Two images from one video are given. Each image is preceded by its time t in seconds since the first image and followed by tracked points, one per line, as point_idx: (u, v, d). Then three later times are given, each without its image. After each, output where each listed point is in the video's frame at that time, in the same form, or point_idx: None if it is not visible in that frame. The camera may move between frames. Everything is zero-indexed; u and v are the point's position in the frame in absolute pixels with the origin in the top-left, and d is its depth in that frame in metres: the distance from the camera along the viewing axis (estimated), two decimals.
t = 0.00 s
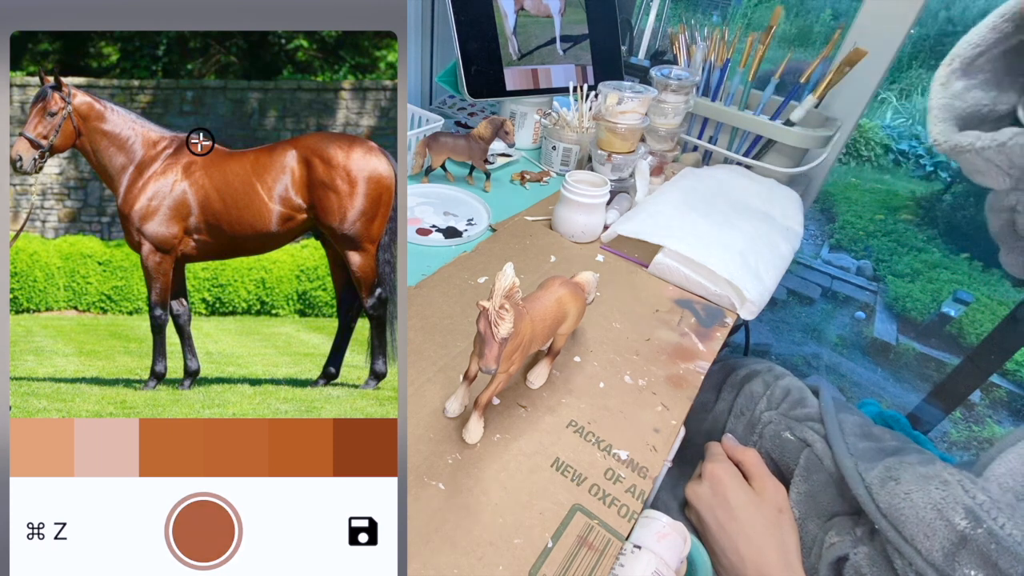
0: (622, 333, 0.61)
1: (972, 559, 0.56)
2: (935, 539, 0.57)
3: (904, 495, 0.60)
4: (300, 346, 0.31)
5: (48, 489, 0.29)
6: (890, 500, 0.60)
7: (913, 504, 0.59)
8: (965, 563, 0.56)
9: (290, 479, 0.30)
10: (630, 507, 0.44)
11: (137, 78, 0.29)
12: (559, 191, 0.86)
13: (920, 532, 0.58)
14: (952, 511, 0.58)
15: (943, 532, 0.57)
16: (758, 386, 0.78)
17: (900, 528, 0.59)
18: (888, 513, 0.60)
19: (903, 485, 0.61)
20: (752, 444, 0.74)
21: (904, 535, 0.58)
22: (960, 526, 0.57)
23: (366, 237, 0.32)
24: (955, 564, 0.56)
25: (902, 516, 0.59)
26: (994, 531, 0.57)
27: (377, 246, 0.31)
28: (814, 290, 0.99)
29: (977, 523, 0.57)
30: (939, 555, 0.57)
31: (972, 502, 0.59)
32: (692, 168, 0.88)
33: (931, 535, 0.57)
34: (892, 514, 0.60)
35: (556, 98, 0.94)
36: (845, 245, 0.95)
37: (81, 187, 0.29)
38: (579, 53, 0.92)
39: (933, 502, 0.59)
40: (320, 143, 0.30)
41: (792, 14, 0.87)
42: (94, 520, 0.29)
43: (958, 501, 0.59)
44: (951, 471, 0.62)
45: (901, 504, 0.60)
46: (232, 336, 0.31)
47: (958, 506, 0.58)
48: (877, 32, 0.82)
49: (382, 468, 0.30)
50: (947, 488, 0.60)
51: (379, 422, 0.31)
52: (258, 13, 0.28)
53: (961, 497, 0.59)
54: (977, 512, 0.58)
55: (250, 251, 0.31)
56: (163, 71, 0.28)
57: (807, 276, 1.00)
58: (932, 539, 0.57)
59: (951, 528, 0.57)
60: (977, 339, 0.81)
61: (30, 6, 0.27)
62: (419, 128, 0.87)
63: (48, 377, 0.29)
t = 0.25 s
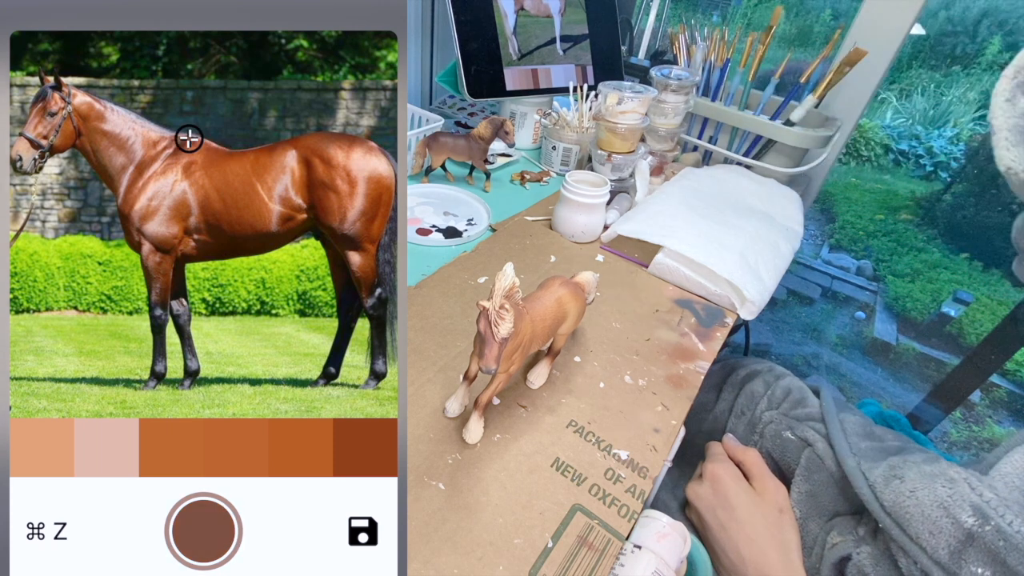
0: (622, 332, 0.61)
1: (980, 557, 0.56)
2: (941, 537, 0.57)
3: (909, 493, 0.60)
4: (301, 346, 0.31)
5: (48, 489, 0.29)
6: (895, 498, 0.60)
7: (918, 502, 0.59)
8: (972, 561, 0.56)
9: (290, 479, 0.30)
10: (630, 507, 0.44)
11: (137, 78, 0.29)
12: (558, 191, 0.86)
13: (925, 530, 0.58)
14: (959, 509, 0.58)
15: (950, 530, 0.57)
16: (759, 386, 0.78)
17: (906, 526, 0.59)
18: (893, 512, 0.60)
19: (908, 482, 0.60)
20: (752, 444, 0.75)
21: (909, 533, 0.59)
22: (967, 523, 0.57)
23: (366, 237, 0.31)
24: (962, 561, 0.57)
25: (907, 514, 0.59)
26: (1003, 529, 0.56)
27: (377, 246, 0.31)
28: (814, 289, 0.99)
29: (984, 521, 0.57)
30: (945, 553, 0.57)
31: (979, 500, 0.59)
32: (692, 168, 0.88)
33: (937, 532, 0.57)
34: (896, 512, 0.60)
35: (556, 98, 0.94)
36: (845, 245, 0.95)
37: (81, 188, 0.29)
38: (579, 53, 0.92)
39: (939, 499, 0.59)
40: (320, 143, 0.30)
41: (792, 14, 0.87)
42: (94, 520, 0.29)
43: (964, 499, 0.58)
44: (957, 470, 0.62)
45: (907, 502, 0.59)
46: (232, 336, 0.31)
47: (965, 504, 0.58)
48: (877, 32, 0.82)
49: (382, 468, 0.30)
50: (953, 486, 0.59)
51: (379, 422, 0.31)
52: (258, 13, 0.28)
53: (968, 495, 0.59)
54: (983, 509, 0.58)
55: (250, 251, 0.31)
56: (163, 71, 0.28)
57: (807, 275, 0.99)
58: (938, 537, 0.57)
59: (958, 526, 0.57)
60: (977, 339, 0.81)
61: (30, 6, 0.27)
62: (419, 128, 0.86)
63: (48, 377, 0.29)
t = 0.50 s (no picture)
0: (622, 332, 0.61)
1: (981, 555, 0.56)
2: (942, 536, 0.57)
3: (909, 492, 0.60)
4: (300, 346, 0.31)
5: (48, 489, 0.29)
6: (895, 497, 0.60)
7: (919, 500, 0.59)
8: (973, 559, 0.56)
9: (290, 480, 0.30)
10: (630, 507, 0.44)
11: (137, 78, 0.29)
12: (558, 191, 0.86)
13: (926, 529, 0.58)
14: (960, 507, 0.58)
15: (950, 528, 0.57)
16: (759, 385, 0.78)
17: (906, 525, 0.59)
18: (893, 511, 0.60)
19: (908, 482, 0.60)
20: (752, 444, 0.75)
21: (909, 532, 0.59)
22: (968, 521, 0.57)
23: (366, 237, 0.31)
24: (963, 560, 0.56)
25: (908, 513, 0.59)
26: (1003, 527, 0.56)
27: (377, 246, 0.31)
28: (814, 289, 0.99)
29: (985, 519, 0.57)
30: (946, 551, 0.57)
31: (979, 498, 0.59)
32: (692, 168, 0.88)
33: (938, 531, 0.57)
34: (897, 511, 0.60)
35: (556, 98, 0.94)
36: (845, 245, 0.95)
37: (81, 188, 0.29)
38: (579, 53, 0.92)
39: (939, 498, 0.59)
40: (320, 143, 0.30)
41: (792, 14, 0.87)
42: (94, 520, 0.29)
43: (965, 498, 0.58)
44: (957, 469, 0.62)
45: (907, 501, 0.59)
46: (231, 336, 0.31)
47: (966, 502, 0.58)
48: (877, 32, 0.82)
49: (383, 468, 0.30)
50: (953, 484, 0.59)
51: (379, 422, 0.31)
52: (258, 13, 0.28)
53: (968, 493, 0.59)
54: (984, 507, 0.58)
55: (250, 251, 0.31)
56: (163, 71, 0.28)
57: (807, 275, 0.99)
58: (939, 535, 0.57)
59: (959, 524, 0.57)
60: (977, 339, 0.81)
61: (29, 6, 0.27)
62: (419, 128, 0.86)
63: (48, 377, 0.29)
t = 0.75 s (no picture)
0: (622, 332, 0.61)
1: (982, 554, 0.56)
2: (942, 535, 0.58)
3: (909, 491, 0.60)
4: (300, 346, 0.31)
5: (48, 488, 0.29)
6: (895, 496, 0.60)
7: (918, 499, 0.59)
8: (973, 558, 0.56)
9: (290, 480, 0.30)
10: (630, 507, 0.44)
11: (137, 78, 0.29)
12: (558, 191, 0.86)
13: (926, 528, 0.58)
14: (960, 506, 0.58)
15: (950, 527, 0.57)
16: (759, 385, 0.78)
17: (906, 524, 0.59)
18: (893, 510, 0.60)
19: (908, 481, 0.60)
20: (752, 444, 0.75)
21: (909, 531, 0.59)
22: (968, 520, 0.57)
23: (366, 237, 0.31)
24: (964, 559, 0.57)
25: (907, 512, 0.59)
26: (1003, 525, 0.56)
27: (377, 246, 0.31)
28: (814, 289, 0.99)
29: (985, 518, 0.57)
30: (946, 550, 0.57)
31: (979, 496, 0.59)
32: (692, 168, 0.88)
33: (938, 530, 0.58)
34: (896, 510, 0.60)
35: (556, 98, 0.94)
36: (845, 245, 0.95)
37: (81, 188, 0.29)
38: (579, 53, 0.92)
39: (939, 497, 0.59)
40: (320, 143, 0.30)
41: (792, 14, 0.87)
42: (94, 520, 0.29)
43: (965, 496, 0.59)
44: (957, 468, 0.62)
45: (907, 500, 0.59)
46: (232, 336, 0.31)
47: (966, 501, 0.58)
48: (877, 32, 0.82)
49: (382, 468, 0.30)
50: (953, 483, 0.59)
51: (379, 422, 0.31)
52: (258, 13, 0.28)
53: (968, 492, 0.59)
54: (984, 506, 0.58)
55: (250, 251, 0.31)
56: (163, 71, 0.28)
57: (807, 275, 0.99)
58: (938, 535, 0.58)
59: (958, 523, 0.57)
60: (977, 339, 0.81)
61: (29, 6, 0.27)
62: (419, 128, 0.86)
63: (48, 377, 0.29)
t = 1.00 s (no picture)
0: (622, 332, 0.61)
1: (982, 554, 0.56)
2: (943, 536, 0.58)
3: (909, 492, 0.60)
4: (300, 346, 0.31)
5: (48, 489, 0.29)
6: (895, 496, 0.60)
7: (919, 500, 0.59)
8: (973, 559, 0.56)
9: (290, 480, 0.30)
10: (630, 507, 0.44)
11: (137, 78, 0.29)
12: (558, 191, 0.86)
13: (926, 528, 0.58)
14: (961, 506, 0.58)
15: (951, 527, 0.58)
16: (759, 385, 0.78)
17: (906, 525, 0.59)
18: (894, 510, 0.60)
19: (908, 481, 0.61)
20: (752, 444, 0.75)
21: (910, 532, 0.59)
22: (968, 521, 0.57)
23: (366, 237, 0.31)
24: (964, 560, 0.57)
25: (908, 513, 0.59)
26: (1004, 526, 0.56)
27: (377, 246, 0.31)
28: (814, 289, 0.99)
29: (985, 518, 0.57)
30: (947, 550, 0.57)
31: (980, 497, 0.59)
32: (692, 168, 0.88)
33: (938, 530, 0.58)
34: (897, 510, 0.60)
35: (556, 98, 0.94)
36: (845, 245, 0.94)
37: (81, 188, 0.29)
38: (579, 53, 0.92)
39: (940, 497, 0.59)
40: (320, 143, 0.30)
41: (792, 14, 0.87)
42: (94, 520, 0.29)
43: (965, 497, 0.59)
44: (958, 469, 0.62)
45: (907, 500, 0.60)
46: (232, 336, 0.31)
47: (966, 502, 0.58)
48: (877, 32, 0.82)
49: (382, 468, 0.30)
50: (953, 484, 0.60)
51: (379, 422, 0.31)
52: (258, 13, 0.28)
53: (969, 492, 0.59)
54: (984, 506, 0.58)
55: (250, 251, 0.31)
56: (163, 71, 0.28)
57: (807, 275, 0.99)
58: (939, 535, 0.58)
59: (959, 523, 0.58)
60: (977, 339, 0.81)
61: (30, 7, 0.27)
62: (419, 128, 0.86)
63: (48, 377, 0.29)
